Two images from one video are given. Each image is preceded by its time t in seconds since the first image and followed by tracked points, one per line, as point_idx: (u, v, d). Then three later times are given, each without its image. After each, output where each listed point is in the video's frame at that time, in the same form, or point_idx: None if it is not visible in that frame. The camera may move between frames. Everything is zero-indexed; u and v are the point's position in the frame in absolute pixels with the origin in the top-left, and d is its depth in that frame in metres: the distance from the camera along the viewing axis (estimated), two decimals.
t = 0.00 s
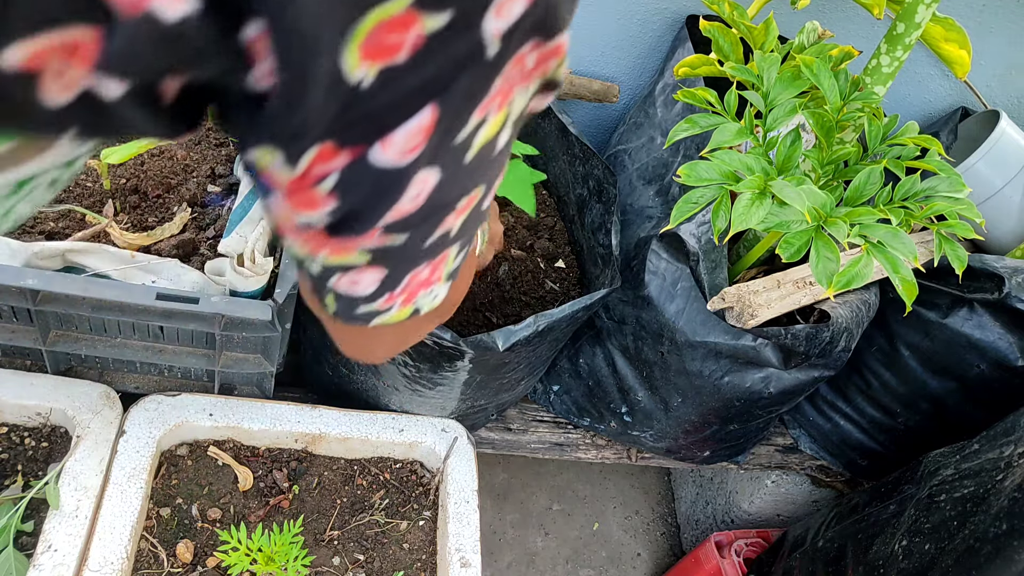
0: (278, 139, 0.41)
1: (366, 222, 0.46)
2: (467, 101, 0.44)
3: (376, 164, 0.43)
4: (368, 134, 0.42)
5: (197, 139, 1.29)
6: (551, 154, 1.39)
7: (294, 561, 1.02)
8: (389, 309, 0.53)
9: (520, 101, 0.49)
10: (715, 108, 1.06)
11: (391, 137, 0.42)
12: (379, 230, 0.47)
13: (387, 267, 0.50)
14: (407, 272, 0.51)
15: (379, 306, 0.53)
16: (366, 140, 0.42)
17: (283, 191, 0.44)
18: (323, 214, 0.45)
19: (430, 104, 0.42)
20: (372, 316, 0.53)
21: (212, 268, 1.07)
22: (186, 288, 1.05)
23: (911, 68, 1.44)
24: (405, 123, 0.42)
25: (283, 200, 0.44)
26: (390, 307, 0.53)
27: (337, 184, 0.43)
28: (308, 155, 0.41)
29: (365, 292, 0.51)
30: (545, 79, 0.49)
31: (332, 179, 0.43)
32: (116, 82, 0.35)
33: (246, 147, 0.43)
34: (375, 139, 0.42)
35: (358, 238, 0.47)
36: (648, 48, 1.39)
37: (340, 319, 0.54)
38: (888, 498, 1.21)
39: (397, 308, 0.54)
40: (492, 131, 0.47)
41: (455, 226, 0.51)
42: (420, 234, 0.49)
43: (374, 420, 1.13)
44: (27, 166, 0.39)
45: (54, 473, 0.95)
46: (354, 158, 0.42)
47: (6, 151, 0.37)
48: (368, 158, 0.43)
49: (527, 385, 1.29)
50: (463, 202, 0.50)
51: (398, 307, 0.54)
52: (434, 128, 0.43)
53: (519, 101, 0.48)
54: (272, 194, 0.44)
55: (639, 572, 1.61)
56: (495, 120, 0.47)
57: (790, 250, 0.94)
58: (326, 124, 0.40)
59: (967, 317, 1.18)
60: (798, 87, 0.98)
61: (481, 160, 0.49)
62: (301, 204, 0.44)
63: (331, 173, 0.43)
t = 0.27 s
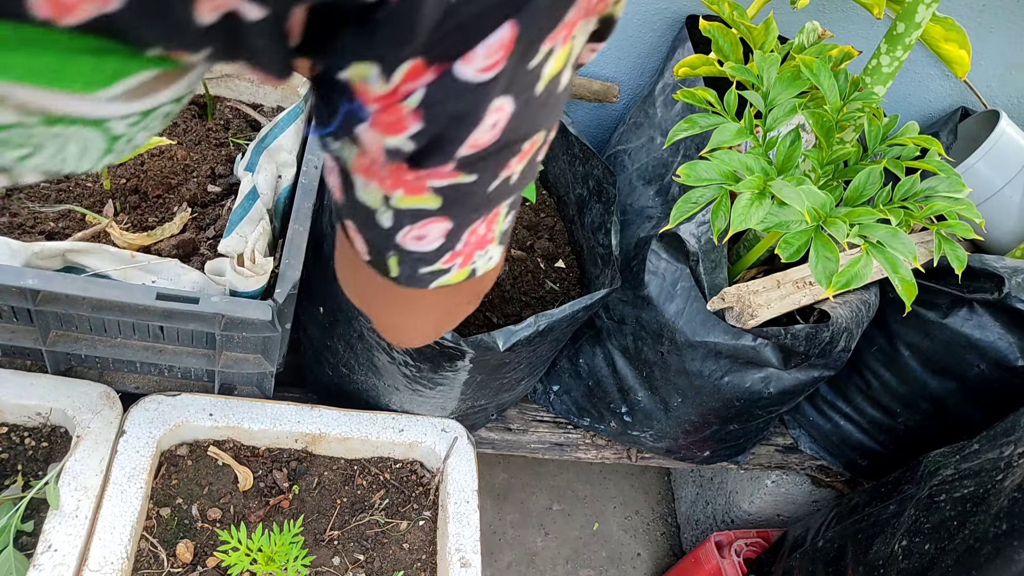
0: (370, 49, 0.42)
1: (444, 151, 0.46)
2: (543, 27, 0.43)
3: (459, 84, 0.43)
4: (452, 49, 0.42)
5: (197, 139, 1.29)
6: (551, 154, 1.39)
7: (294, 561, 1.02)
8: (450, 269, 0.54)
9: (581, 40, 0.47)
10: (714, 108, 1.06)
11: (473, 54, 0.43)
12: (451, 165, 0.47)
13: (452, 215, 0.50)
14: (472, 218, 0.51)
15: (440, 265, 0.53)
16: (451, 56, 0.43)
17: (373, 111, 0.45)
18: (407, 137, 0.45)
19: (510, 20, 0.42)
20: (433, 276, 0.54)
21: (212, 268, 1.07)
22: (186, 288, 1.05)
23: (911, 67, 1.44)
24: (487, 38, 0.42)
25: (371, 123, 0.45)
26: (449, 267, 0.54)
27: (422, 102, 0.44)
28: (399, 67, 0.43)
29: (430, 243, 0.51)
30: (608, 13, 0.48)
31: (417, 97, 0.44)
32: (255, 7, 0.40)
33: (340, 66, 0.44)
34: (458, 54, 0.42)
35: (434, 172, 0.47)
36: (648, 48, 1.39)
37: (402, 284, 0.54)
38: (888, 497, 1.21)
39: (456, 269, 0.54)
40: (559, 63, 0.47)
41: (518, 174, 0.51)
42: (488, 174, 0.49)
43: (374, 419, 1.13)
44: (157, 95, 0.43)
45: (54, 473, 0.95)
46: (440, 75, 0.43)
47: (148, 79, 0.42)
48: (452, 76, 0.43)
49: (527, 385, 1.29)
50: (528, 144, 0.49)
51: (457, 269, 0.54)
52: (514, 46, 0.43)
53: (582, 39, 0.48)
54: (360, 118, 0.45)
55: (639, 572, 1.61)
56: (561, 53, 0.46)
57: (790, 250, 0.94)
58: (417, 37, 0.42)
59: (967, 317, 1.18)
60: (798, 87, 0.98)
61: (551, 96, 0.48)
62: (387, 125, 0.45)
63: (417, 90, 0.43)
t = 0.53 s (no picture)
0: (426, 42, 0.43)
1: (488, 154, 0.46)
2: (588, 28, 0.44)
3: (508, 84, 0.43)
4: (500, 48, 0.42)
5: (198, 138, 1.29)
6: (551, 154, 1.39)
7: (294, 561, 1.02)
8: (482, 279, 0.55)
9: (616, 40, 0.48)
10: (714, 108, 1.06)
11: (520, 52, 0.43)
12: (493, 168, 0.47)
13: (488, 221, 0.50)
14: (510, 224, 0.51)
15: (473, 275, 0.54)
16: (499, 55, 0.43)
17: (424, 112, 0.45)
18: (455, 138, 0.45)
19: (557, 20, 0.42)
20: (465, 287, 0.55)
21: (212, 268, 1.07)
22: (185, 288, 1.05)
23: (911, 68, 1.44)
24: (534, 37, 0.42)
25: (420, 124, 0.46)
26: (481, 277, 0.55)
27: (472, 101, 0.44)
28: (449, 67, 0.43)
29: (466, 249, 0.52)
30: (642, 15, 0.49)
31: (468, 95, 0.44)
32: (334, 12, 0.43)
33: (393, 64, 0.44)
34: (506, 52, 0.42)
35: (477, 176, 0.47)
36: (648, 48, 1.39)
37: (434, 295, 0.55)
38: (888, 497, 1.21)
39: (488, 279, 0.55)
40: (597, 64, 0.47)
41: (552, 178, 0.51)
42: (525, 178, 0.48)
43: (374, 419, 1.13)
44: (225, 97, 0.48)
45: (54, 473, 0.95)
46: (490, 74, 0.43)
47: (224, 79, 0.46)
48: (503, 74, 0.43)
49: (527, 385, 1.29)
50: (562, 148, 0.49)
51: (489, 278, 0.55)
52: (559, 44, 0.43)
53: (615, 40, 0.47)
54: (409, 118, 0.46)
55: (639, 572, 1.61)
56: (598, 54, 0.46)
57: (789, 250, 0.94)
58: (468, 35, 0.42)
59: (967, 317, 1.18)
60: (798, 87, 0.98)
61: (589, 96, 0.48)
62: (437, 125, 0.45)
63: (468, 89, 0.44)
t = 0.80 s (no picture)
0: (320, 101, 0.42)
1: (404, 185, 0.47)
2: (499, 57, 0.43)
3: (414, 130, 0.44)
4: (402, 97, 0.42)
5: (198, 138, 1.29)
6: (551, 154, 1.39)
7: (294, 561, 1.02)
8: (422, 271, 0.56)
9: (548, 58, 0.47)
10: (715, 108, 1.06)
11: (429, 102, 0.43)
12: (418, 196, 0.49)
13: (421, 233, 0.52)
14: (444, 231, 0.53)
15: (413, 269, 0.55)
16: (404, 104, 0.42)
17: (322, 158, 0.45)
18: (359, 180, 0.46)
19: (466, 64, 0.42)
20: (405, 279, 0.56)
21: (212, 268, 1.07)
22: (185, 288, 1.05)
23: (911, 68, 1.44)
24: (444, 86, 0.42)
25: (319, 166, 0.46)
26: (421, 269, 0.56)
27: (378, 150, 0.44)
28: (346, 121, 0.42)
29: (400, 256, 0.53)
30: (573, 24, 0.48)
31: (372, 145, 0.44)
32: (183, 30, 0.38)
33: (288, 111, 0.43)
34: (414, 103, 0.43)
35: (399, 204, 0.49)
36: (648, 48, 1.39)
37: (373, 284, 0.57)
38: (888, 497, 1.21)
39: (429, 270, 0.56)
40: (522, 87, 0.46)
41: (486, 184, 0.52)
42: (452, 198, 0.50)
43: (374, 420, 1.13)
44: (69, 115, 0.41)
45: (54, 473, 0.95)
46: (395, 124, 0.43)
47: (48, 98, 0.40)
48: (409, 125, 0.44)
49: (527, 385, 1.29)
50: (491, 161, 0.50)
51: (430, 269, 0.56)
52: (470, 88, 0.43)
53: (550, 56, 0.47)
54: (308, 161, 0.46)
55: (639, 572, 1.61)
56: (525, 78, 0.46)
57: (790, 251, 0.94)
58: (366, 89, 0.41)
59: (967, 317, 1.18)
60: (799, 87, 0.98)
61: (511, 118, 0.48)
62: (339, 170, 0.46)
63: (372, 140, 0.44)
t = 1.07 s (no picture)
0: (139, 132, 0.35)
1: (275, 238, 0.41)
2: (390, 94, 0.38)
3: (264, 166, 0.37)
4: (249, 129, 0.35)
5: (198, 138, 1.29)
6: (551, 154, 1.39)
7: (294, 561, 1.02)
8: (348, 353, 0.51)
9: (484, 109, 0.44)
10: (715, 108, 1.06)
11: (283, 134, 0.36)
12: (300, 256, 0.42)
13: (327, 305, 0.46)
14: (358, 306, 0.47)
15: (335, 350, 0.50)
16: (252, 136, 0.36)
17: (160, 202, 0.38)
18: (209, 229, 0.39)
19: (332, 92, 0.36)
20: (329, 360, 0.51)
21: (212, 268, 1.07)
22: (185, 288, 1.05)
23: (911, 68, 1.44)
24: (302, 115, 0.36)
25: (158, 211, 0.39)
26: (347, 352, 0.51)
27: (219, 191, 0.38)
28: (173, 156, 0.35)
29: (306, 328, 0.48)
30: (517, 75, 0.44)
31: (212, 184, 0.37)
32: None
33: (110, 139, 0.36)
34: (263, 135, 0.36)
35: (274, 263, 0.42)
36: (648, 48, 1.39)
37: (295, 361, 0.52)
38: (888, 498, 1.21)
39: (358, 353, 0.52)
40: (445, 139, 0.43)
41: (415, 260, 0.47)
42: (358, 265, 0.44)
43: (374, 420, 1.13)
44: None
45: (54, 473, 0.95)
46: (238, 160, 0.36)
47: None
48: (257, 160, 0.37)
49: (527, 385, 1.29)
50: (416, 230, 0.45)
51: (358, 352, 0.52)
52: (339, 121, 0.37)
53: (486, 108, 0.44)
54: (147, 205, 0.39)
55: (639, 572, 1.61)
56: (448, 127, 0.42)
57: (790, 250, 0.94)
58: (195, 119, 0.34)
59: (967, 317, 1.18)
60: (799, 87, 0.98)
61: (428, 175, 0.43)
62: (181, 217, 0.39)
63: (211, 178, 0.37)
